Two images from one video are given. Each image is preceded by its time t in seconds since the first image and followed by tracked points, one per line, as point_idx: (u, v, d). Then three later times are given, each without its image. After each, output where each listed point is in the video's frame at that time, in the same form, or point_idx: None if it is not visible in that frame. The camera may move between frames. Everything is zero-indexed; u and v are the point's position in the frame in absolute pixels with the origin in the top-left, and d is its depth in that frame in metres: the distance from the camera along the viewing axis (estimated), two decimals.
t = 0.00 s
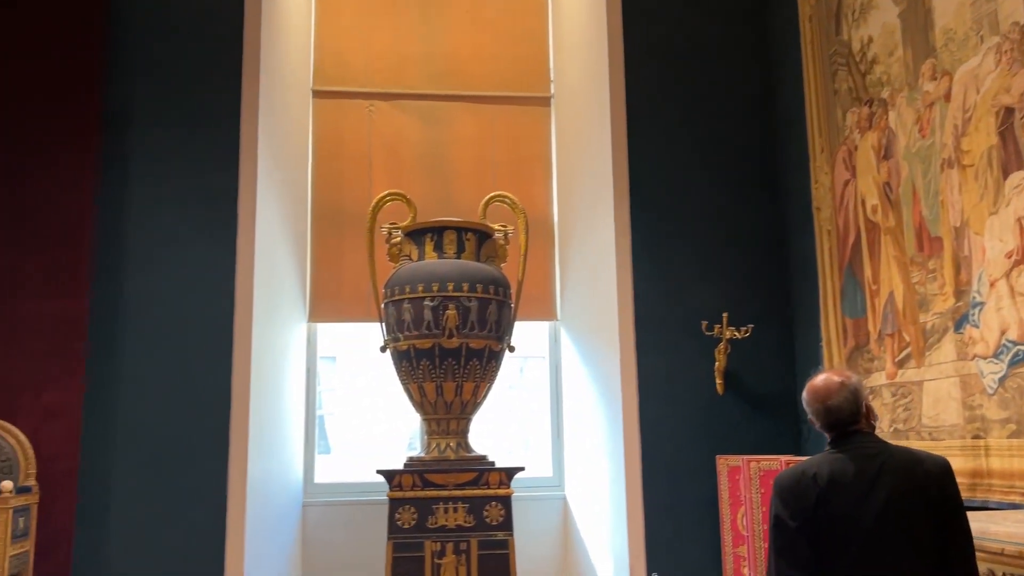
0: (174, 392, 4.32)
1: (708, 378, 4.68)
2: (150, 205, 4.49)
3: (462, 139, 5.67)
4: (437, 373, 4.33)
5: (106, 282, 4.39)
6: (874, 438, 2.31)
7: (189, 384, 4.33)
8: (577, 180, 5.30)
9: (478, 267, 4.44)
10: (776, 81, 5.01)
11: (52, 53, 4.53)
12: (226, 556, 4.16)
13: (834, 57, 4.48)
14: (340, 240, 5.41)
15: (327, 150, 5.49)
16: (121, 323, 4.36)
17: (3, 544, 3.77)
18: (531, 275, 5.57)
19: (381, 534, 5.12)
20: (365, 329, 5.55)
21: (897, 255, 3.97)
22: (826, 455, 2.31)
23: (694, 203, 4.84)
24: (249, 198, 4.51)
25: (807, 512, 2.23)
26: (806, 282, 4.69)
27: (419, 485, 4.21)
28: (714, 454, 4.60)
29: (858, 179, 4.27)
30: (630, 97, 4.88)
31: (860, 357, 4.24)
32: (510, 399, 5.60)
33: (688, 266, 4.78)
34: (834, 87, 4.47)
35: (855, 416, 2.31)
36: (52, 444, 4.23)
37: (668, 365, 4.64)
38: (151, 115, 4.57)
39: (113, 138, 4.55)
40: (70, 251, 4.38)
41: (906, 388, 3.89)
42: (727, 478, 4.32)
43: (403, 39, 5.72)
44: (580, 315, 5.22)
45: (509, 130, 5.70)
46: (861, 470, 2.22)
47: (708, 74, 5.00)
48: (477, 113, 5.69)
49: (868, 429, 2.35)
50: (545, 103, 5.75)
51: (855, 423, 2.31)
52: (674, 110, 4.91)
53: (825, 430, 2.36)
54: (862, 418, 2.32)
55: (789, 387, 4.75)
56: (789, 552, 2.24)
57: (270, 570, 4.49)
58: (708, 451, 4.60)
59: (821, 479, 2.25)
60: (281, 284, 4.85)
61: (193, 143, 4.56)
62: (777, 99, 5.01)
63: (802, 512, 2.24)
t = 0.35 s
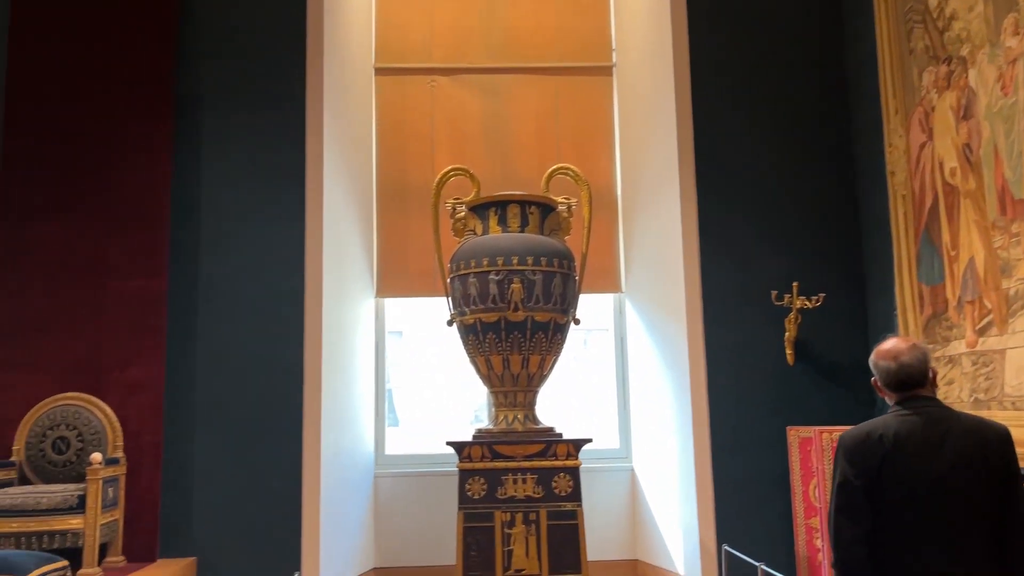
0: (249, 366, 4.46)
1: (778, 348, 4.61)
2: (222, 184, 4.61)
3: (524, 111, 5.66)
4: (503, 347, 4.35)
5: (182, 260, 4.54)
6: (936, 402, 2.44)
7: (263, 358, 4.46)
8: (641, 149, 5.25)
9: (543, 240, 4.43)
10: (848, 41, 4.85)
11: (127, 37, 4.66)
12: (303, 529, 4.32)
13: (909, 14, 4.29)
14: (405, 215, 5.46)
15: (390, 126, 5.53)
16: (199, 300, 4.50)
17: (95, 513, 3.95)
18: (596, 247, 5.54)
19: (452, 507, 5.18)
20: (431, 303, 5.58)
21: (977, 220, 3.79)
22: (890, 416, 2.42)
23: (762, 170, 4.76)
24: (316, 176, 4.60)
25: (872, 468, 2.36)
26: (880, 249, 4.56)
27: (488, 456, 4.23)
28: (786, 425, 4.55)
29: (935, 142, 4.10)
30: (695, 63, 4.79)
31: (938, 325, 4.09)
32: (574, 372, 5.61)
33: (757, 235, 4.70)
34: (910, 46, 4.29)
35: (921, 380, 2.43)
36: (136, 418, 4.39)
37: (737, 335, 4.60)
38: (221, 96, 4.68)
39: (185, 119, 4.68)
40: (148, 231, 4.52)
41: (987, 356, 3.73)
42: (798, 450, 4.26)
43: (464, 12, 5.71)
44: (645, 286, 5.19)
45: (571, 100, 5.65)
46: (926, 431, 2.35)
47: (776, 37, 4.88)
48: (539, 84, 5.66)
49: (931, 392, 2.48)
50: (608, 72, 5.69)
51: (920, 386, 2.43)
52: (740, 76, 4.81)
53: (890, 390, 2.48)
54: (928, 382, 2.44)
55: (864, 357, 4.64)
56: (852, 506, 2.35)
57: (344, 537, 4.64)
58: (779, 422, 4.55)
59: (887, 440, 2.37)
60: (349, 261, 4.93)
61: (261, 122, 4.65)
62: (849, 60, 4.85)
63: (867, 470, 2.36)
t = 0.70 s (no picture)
0: (315, 342, 4.54)
1: (847, 319, 4.51)
2: (286, 164, 4.68)
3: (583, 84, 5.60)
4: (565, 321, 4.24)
5: (249, 240, 4.64)
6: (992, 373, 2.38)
7: (329, 335, 4.54)
8: (702, 120, 5.16)
9: (604, 213, 4.29)
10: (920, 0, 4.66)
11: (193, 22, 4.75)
12: (371, 502, 4.42)
13: None
14: (464, 191, 5.48)
15: (448, 101, 5.54)
16: (266, 279, 4.60)
17: (173, 484, 4.10)
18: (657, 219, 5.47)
19: (515, 480, 5.22)
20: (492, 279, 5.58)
21: None
22: (942, 385, 2.37)
23: (829, 138, 4.64)
24: (376, 154, 4.64)
25: (925, 435, 2.29)
26: (954, 216, 4.39)
27: (551, 430, 4.03)
28: (855, 399, 4.45)
29: (1014, 104, 3.82)
30: (757, 29, 4.68)
31: (1017, 296, 3.82)
32: (634, 347, 5.58)
33: (823, 204, 4.59)
34: (987, 4, 4.05)
35: (977, 350, 2.38)
36: (209, 394, 4.54)
37: (803, 306, 4.51)
38: (283, 77, 4.74)
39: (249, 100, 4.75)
40: (216, 212, 4.63)
41: None
42: (868, 423, 4.21)
43: None
44: (708, 258, 5.11)
45: (630, 71, 5.57)
46: (980, 397, 2.30)
47: None
48: (598, 55, 5.59)
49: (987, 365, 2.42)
50: (668, 41, 5.59)
51: (975, 356, 2.38)
52: (805, 41, 4.69)
53: (944, 360, 2.44)
54: (983, 353, 2.39)
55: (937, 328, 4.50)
56: (908, 472, 2.29)
57: (411, 509, 4.74)
58: (847, 395, 4.46)
59: (938, 407, 2.31)
60: (410, 238, 4.98)
61: (322, 101, 4.70)
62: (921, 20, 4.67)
63: (920, 436, 2.29)
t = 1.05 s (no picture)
0: (375, 323, 4.64)
1: (912, 295, 4.39)
2: (343, 148, 4.76)
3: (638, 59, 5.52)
4: (621, 299, 4.07)
5: (309, 222, 4.74)
6: (1009, 354, 2.34)
7: (388, 315, 4.63)
8: (762, 91, 5.05)
9: (660, 189, 4.08)
10: None
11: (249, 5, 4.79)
12: (431, 479, 4.51)
13: None
14: (518, 169, 5.47)
15: (502, 79, 5.52)
16: (326, 260, 4.71)
17: (240, 461, 4.20)
18: (715, 194, 5.39)
19: (574, 458, 5.24)
20: (546, 257, 5.57)
21: None
22: (956, 367, 2.35)
23: (894, 108, 4.50)
24: (432, 135, 4.67)
25: (938, 417, 2.28)
26: None
27: (610, 408, 3.84)
28: (922, 376, 4.34)
29: None
30: None
31: None
32: (691, 324, 5.52)
33: (888, 176, 4.47)
34: None
35: (994, 331, 2.35)
36: (273, 373, 4.62)
37: (867, 281, 4.41)
38: (340, 61, 4.80)
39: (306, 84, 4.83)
40: (276, 194, 4.69)
41: None
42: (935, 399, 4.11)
43: None
44: (766, 234, 5.05)
45: (687, 44, 5.47)
46: (993, 376, 2.27)
47: None
48: (653, 28, 5.50)
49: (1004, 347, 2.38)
50: (726, 11, 5.47)
51: (991, 337, 2.35)
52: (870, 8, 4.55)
53: (961, 343, 2.40)
54: (999, 335, 2.36)
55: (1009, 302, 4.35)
56: (923, 454, 2.29)
57: (471, 486, 4.80)
58: (913, 372, 4.35)
59: (949, 388, 2.30)
60: (466, 217, 5.00)
61: (378, 85, 4.76)
62: None
63: (933, 418, 2.28)
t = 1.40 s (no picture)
0: (427, 305, 4.67)
1: (976, 273, 4.26)
2: (394, 131, 4.78)
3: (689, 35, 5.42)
4: (673, 282, 3.85)
5: (361, 206, 4.78)
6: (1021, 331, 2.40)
7: (440, 298, 4.66)
8: (818, 66, 4.93)
9: (713, 168, 3.87)
10: None
11: None
12: (484, 460, 4.55)
13: None
14: (568, 150, 5.43)
15: (552, 60, 5.48)
16: (378, 245, 4.75)
17: (297, 443, 4.27)
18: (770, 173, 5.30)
19: (627, 440, 5.22)
20: (598, 237, 5.52)
21: None
22: (971, 346, 2.40)
23: (957, 81, 4.36)
24: (481, 117, 4.66)
25: (954, 392, 2.33)
26: None
27: (663, 391, 3.77)
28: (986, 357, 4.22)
29: None
30: None
31: None
32: (745, 305, 5.44)
33: (951, 151, 4.33)
34: None
35: (1008, 310, 2.39)
36: (328, 356, 4.68)
37: (929, 260, 4.29)
38: (390, 45, 4.81)
39: (357, 70, 4.86)
40: (329, 179, 4.72)
41: None
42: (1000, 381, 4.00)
43: None
44: (822, 212, 4.95)
45: (741, 19, 5.36)
46: (1006, 354, 2.33)
47: None
48: (705, 4, 5.40)
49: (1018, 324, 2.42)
50: None
51: (1005, 315, 2.39)
52: None
53: (976, 321, 2.46)
54: (1013, 313, 2.40)
55: None
56: (937, 428, 2.33)
57: (524, 468, 4.83)
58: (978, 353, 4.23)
59: (966, 364, 2.35)
60: (517, 200, 4.99)
61: (428, 68, 4.76)
62: None
63: (950, 393, 2.33)
